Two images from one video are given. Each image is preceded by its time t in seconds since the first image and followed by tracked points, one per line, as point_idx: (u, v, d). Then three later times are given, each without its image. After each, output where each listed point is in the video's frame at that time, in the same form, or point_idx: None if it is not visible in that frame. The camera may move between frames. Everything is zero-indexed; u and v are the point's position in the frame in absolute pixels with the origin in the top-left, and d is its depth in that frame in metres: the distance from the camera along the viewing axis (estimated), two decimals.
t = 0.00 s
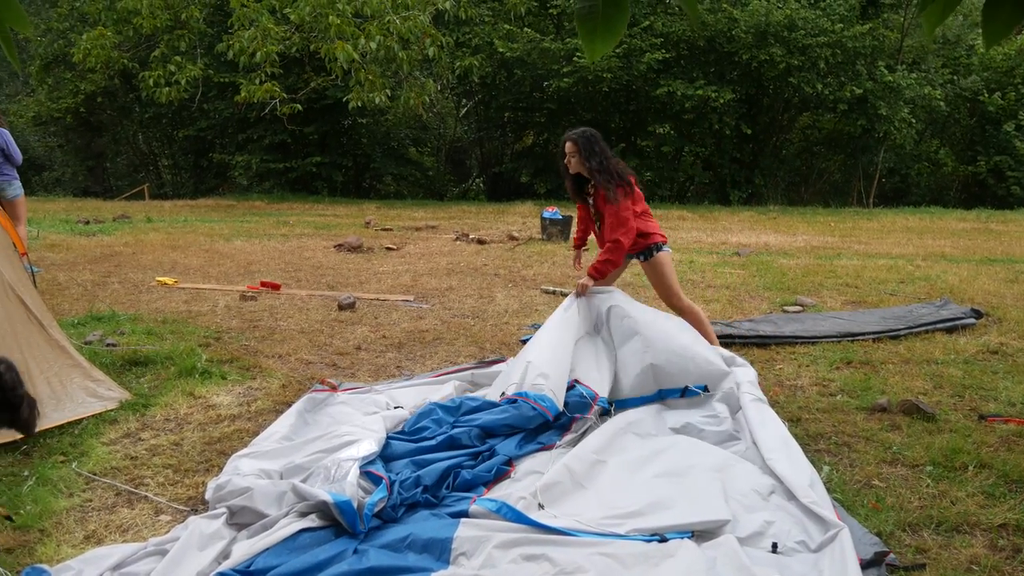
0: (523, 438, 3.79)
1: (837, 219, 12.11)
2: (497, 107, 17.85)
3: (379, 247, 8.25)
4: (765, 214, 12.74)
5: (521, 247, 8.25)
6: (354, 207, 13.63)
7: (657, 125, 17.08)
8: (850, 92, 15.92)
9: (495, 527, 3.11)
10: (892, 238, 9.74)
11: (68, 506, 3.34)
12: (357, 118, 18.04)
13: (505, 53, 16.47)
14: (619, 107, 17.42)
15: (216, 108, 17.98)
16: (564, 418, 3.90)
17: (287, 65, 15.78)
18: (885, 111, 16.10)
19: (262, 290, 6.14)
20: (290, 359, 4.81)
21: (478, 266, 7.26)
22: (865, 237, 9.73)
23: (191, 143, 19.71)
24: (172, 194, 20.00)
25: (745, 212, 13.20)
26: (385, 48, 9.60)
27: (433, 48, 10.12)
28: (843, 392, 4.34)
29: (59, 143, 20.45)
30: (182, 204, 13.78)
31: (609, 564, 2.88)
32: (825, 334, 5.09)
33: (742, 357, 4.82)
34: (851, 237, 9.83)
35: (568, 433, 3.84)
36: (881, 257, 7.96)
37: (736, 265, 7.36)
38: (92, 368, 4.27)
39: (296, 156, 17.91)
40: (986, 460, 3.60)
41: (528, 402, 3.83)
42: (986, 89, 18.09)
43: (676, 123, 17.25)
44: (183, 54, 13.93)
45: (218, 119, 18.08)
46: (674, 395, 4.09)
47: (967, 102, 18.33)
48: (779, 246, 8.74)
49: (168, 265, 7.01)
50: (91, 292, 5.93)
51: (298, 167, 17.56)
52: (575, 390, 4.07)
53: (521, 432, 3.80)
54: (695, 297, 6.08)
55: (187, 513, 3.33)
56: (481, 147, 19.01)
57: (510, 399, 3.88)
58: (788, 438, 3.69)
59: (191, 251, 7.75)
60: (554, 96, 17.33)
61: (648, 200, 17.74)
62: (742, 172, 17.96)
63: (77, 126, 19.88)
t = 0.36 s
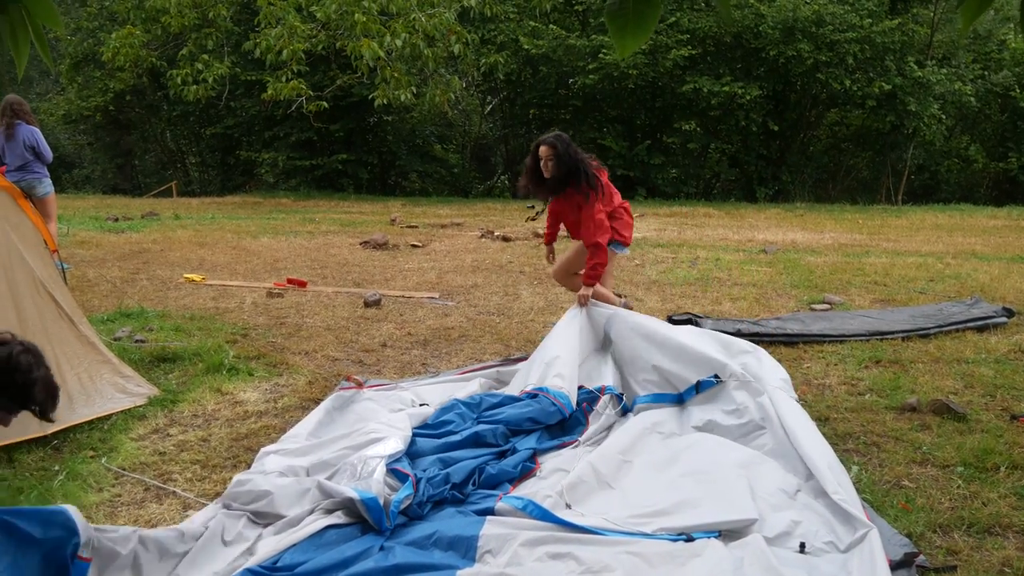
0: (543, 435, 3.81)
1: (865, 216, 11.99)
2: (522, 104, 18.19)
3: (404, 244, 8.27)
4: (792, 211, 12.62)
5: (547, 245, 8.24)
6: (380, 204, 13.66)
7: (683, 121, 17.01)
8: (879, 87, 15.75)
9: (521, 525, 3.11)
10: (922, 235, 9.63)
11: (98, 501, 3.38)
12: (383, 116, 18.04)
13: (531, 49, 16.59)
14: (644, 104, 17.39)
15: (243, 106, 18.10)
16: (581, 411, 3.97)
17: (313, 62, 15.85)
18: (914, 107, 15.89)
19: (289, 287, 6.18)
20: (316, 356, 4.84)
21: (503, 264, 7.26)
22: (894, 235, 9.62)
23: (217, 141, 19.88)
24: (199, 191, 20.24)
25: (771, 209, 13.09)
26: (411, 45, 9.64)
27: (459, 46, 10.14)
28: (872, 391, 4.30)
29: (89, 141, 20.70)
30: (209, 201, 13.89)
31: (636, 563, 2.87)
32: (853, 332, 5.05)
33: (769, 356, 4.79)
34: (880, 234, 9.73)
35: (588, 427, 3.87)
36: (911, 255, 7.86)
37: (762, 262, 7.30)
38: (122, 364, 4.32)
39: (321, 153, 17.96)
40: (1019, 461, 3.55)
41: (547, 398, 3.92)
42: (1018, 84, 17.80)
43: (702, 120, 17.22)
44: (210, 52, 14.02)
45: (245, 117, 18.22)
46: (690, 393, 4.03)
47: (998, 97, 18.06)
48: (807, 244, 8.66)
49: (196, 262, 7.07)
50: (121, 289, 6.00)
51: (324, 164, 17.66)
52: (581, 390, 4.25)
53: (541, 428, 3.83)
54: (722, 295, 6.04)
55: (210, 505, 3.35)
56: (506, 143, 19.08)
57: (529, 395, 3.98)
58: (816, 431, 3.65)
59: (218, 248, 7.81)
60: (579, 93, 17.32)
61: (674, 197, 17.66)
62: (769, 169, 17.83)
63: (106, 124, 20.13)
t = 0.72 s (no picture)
0: (567, 429, 3.80)
1: (895, 212, 11.86)
2: (548, 97, 18.18)
3: (430, 237, 8.28)
4: (821, 207, 12.51)
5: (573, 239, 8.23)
6: (407, 197, 13.69)
7: (710, 115, 17.11)
8: (910, 82, 15.57)
9: (546, 519, 3.11)
10: (953, 232, 9.52)
11: (126, 490, 3.41)
12: (409, 109, 18.06)
13: (558, 42, 16.60)
14: (672, 97, 17.34)
15: (270, 99, 18.20)
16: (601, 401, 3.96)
17: (340, 55, 15.92)
18: (945, 102, 15.71)
19: (315, 279, 6.20)
20: (342, 348, 4.87)
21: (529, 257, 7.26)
22: (924, 231, 9.51)
23: (245, 133, 20.02)
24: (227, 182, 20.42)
25: (799, 204, 12.98)
26: (438, 38, 9.66)
27: (486, 39, 10.15)
28: (901, 388, 4.26)
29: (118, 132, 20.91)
30: (237, 193, 14.00)
31: (662, 558, 2.86)
32: (882, 329, 5.00)
33: (797, 352, 4.76)
34: (910, 230, 9.62)
35: (609, 416, 3.86)
36: (941, 252, 7.78)
37: (790, 258, 7.25)
38: (150, 354, 4.37)
39: (348, 145, 18.02)
40: None
41: (569, 391, 3.92)
42: None
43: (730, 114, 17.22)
44: (238, 45, 14.11)
45: (272, 110, 18.33)
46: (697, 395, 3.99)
47: None
48: (835, 239, 8.60)
49: (224, 253, 7.12)
50: (150, 279, 6.05)
51: (351, 157, 17.73)
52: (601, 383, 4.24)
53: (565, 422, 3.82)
54: (749, 291, 6.00)
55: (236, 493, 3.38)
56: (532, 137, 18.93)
57: (551, 389, 3.97)
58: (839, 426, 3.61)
59: (245, 240, 7.86)
60: (606, 87, 17.28)
61: (701, 191, 17.70)
62: (797, 163, 17.61)
63: (136, 116, 20.34)
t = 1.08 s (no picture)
0: (599, 425, 3.78)
1: (931, 207, 11.71)
2: (581, 89, 18.00)
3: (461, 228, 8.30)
4: (855, 201, 12.37)
5: (604, 231, 8.20)
6: (438, 188, 13.73)
7: (744, 107, 16.96)
8: (948, 75, 15.35)
9: (576, 512, 3.11)
10: (990, 227, 9.38)
11: (160, 475, 3.45)
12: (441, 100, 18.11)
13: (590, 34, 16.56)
14: (705, 89, 17.23)
15: (303, 89, 18.25)
16: (634, 403, 3.88)
17: (373, 46, 15.98)
18: (984, 95, 15.51)
19: (347, 269, 6.23)
20: (374, 338, 4.90)
21: (560, 249, 7.26)
22: (962, 226, 9.38)
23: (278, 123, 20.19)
24: (260, 173, 20.63)
25: (833, 198, 12.85)
26: (471, 29, 9.67)
27: (518, 30, 10.13)
28: (938, 386, 4.21)
29: (153, 122, 21.14)
30: (269, 183, 14.10)
31: (693, 554, 2.85)
32: (918, 326, 4.94)
33: (831, 348, 4.72)
34: (946, 226, 9.50)
35: (643, 416, 3.81)
36: (978, 247, 7.67)
37: (824, 253, 7.18)
38: (184, 342, 4.42)
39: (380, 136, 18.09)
40: None
41: (603, 392, 3.89)
42: None
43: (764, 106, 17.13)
44: (272, 35, 14.19)
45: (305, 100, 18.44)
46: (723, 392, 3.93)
47: None
48: (870, 234, 8.51)
49: (256, 243, 7.18)
50: (184, 268, 6.12)
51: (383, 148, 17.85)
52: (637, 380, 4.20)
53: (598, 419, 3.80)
54: (782, 285, 5.95)
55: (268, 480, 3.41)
56: (563, 129, 18.98)
57: (587, 390, 3.94)
58: (873, 422, 3.55)
59: (278, 230, 7.91)
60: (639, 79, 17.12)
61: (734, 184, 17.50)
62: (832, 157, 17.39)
63: (171, 105, 20.57)
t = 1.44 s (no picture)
0: (650, 419, 3.78)
1: (992, 202, 11.45)
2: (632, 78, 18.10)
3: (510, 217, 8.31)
4: (912, 194, 12.15)
5: (655, 222, 8.15)
6: (488, 176, 13.76)
7: (799, 98, 16.66)
8: (1011, 66, 14.99)
9: (625, 506, 3.10)
10: None
11: (213, 457, 3.52)
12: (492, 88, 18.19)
13: (643, 23, 16.57)
14: (760, 79, 17.02)
15: (354, 77, 18.39)
16: (686, 401, 3.88)
17: (425, 34, 16.07)
18: None
19: (397, 256, 6.28)
20: (423, 326, 4.94)
21: (610, 240, 7.23)
22: None
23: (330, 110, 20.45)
24: (312, 159, 20.90)
25: (888, 191, 12.64)
26: (525, 18, 9.66)
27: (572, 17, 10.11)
28: (998, 386, 4.13)
29: (207, 108, 21.48)
30: (321, 169, 14.24)
31: (744, 551, 2.83)
32: (977, 324, 4.84)
33: (886, 345, 4.65)
34: (1007, 221, 9.28)
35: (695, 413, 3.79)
36: None
37: (880, 247, 7.06)
38: (237, 327, 4.50)
39: (431, 124, 18.24)
40: None
41: (655, 390, 3.88)
42: None
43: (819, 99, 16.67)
44: (326, 23, 14.29)
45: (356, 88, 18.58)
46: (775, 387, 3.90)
47: None
48: (927, 228, 8.36)
49: (308, 228, 7.25)
50: (238, 253, 6.21)
51: (434, 136, 18.01)
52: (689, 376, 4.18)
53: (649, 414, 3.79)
54: (836, 280, 5.87)
55: (319, 466, 3.46)
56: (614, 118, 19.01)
57: (638, 387, 3.94)
58: (930, 423, 3.50)
59: (329, 216, 7.99)
60: (691, 68, 17.07)
61: (787, 176, 17.29)
62: (888, 149, 17.02)
63: (225, 92, 20.90)
